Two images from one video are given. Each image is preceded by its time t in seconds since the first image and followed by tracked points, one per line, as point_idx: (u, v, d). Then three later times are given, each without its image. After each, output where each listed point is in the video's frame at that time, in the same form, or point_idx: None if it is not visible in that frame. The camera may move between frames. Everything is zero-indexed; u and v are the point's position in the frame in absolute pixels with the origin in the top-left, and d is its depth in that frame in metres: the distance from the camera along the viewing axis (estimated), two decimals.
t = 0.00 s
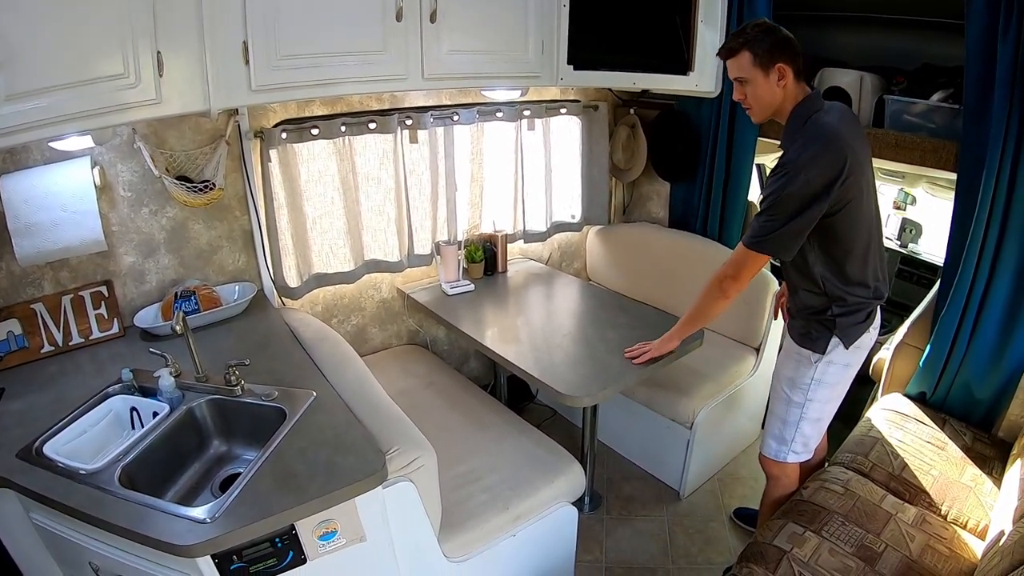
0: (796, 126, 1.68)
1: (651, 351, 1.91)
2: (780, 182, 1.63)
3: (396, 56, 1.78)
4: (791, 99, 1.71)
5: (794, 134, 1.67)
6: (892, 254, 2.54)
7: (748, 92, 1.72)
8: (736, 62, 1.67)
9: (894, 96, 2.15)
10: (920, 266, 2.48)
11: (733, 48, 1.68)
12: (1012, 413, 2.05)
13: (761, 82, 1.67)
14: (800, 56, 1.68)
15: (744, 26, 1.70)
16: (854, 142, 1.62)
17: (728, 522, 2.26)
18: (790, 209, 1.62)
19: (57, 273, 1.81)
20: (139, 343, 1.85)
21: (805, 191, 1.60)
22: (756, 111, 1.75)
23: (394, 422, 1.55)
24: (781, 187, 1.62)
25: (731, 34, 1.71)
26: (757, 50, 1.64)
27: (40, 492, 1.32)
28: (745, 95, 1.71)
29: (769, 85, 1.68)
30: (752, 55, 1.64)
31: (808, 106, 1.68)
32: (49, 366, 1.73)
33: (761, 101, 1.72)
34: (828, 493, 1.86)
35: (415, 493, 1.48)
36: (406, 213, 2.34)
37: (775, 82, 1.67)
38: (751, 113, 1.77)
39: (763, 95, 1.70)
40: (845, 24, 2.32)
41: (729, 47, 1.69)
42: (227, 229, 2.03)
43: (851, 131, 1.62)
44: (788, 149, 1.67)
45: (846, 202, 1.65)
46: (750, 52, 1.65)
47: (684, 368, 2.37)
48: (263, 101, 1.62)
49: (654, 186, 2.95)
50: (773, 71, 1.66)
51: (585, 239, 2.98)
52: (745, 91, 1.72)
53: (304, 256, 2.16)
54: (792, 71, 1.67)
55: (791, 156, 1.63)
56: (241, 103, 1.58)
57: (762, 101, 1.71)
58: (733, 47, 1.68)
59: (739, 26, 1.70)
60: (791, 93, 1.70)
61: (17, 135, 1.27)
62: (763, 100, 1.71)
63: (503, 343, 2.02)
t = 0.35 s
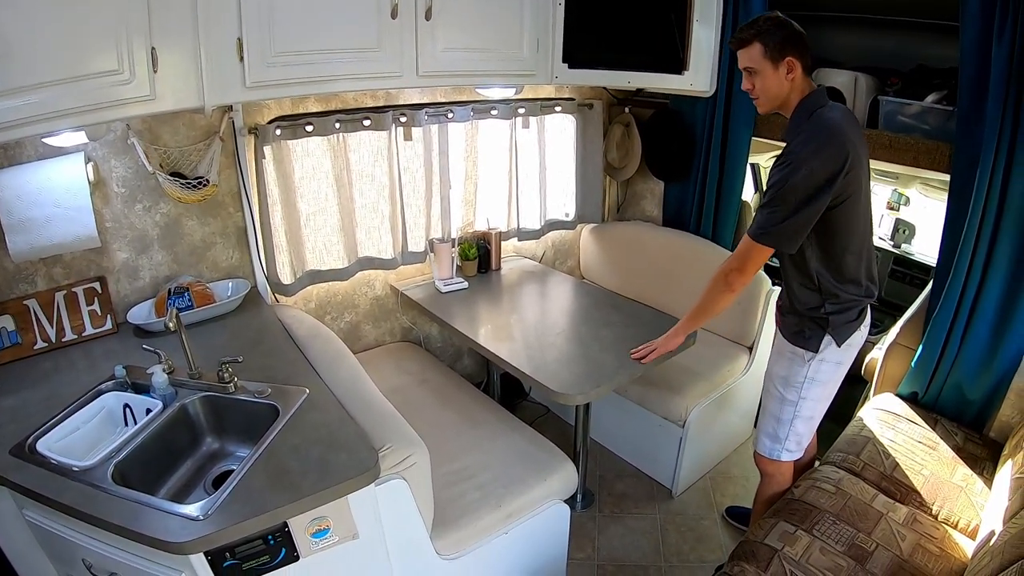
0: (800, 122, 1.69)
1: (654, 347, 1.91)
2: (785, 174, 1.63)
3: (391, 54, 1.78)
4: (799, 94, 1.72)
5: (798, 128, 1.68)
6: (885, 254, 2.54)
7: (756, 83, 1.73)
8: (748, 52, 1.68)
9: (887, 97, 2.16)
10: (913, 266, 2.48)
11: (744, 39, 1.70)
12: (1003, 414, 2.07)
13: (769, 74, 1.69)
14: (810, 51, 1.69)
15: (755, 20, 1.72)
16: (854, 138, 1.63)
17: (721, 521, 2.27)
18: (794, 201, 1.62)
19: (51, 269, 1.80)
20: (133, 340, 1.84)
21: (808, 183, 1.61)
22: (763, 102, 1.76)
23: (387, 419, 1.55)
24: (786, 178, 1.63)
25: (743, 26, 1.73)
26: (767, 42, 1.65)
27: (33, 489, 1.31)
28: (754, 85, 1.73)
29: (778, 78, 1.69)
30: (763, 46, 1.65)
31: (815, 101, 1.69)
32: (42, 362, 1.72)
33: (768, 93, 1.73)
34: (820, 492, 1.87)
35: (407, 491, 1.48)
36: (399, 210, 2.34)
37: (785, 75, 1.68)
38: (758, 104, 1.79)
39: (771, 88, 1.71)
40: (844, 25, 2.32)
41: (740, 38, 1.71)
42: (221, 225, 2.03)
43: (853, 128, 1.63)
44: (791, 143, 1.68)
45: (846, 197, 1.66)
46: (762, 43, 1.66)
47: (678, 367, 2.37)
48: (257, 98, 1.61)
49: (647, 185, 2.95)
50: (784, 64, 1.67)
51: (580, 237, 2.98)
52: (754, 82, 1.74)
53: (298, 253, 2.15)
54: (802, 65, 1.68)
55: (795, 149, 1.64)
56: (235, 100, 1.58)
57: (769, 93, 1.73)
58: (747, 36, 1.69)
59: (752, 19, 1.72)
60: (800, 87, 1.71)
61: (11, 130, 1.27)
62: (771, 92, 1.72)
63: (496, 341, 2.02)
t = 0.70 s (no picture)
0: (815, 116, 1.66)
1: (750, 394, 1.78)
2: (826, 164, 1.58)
3: (384, 52, 1.78)
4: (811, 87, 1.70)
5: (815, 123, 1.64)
6: (878, 254, 2.57)
7: (772, 73, 1.69)
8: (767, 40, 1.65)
9: (882, 97, 2.13)
10: (906, 266, 2.49)
11: (761, 29, 1.66)
12: (995, 413, 2.10)
13: (787, 64, 1.65)
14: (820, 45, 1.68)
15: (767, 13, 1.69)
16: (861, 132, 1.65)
17: (713, 519, 2.27)
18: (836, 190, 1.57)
19: (44, 267, 1.79)
20: (125, 337, 1.84)
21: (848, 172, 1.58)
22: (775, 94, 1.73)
23: (378, 416, 1.55)
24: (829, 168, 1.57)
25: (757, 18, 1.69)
26: (786, 32, 1.63)
27: (25, 486, 1.31)
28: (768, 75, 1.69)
29: (793, 69, 1.66)
30: (782, 35, 1.63)
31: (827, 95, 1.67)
32: (35, 360, 1.72)
33: (782, 84, 1.70)
34: (812, 491, 1.87)
35: (399, 489, 1.48)
36: (393, 208, 2.33)
37: (800, 66, 1.66)
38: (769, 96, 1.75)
39: (786, 79, 1.68)
40: (843, 25, 2.32)
41: (756, 28, 1.67)
42: (214, 222, 2.02)
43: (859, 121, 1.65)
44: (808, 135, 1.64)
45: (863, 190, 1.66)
46: (783, 33, 1.63)
47: (672, 366, 2.37)
48: (250, 95, 1.61)
49: (641, 183, 2.96)
50: (800, 55, 1.64)
51: (573, 235, 2.98)
52: (768, 72, 1.70)
53: (290, 251, 2.15)
54: (816, 58, 1.67)
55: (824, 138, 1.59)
56: (228, 97, 1.58)
57: (783, 84, 1.69)
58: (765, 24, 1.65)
59: (764, 11, 1.69)
60: (812, 79, 1.69)
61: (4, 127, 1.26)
62: (785, 83, 1.69)
63: (489, 339, 2.02)
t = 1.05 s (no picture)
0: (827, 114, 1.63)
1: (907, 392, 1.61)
2: (869, 162, 1.56)
3: (378, 51, 1.78)
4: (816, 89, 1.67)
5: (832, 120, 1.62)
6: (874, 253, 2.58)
7: (788, 75, 1.62)
8: (787, 41, 1.57)
9: (876, 96, 2.12)
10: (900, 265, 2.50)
11: (779, 30, 1.57)
12: (989, 412, 2.12)
13: (805, 65, 1.60)
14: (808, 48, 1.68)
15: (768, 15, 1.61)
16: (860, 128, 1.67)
17: (708, 517, 2.28)
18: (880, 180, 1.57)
19: (38, 266, 1.78)
20: (119, 337, 1.84)
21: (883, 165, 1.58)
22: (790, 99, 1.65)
23: (372, 415, 1.55)
24: (873, 161, 1.56)
25: (762, 20, 1.60)
26: (802, 32, 1.58)
27: (19, 486, 1.31)
28: (787, 78, 1.61)
29: (808, 70, 1.62)
30: (800, 34, 1.57)
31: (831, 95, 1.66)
32: (29, 360, 1.71)
33: (799, 87, 1.63)
34: (807, 489, 1.88)
35: (393, 488, 1.48)
36: (387, 207, 2.33)
37: (812, 66, 1.62)
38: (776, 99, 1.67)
39: (803, 80, 1.62)
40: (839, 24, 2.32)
41: (773, 28, 1.57)
42: (208, 222, 2.02)
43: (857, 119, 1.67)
44: (832, 133, 1.60)
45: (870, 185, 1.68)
46: (798, 32, 1.57)
47: (667, 364, 2.38)
48: (245, 94, 1.61)
49: (635, 182, 2.96)
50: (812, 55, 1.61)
51: (568, 235, 2.98)
52: (784, 76, 1.62)
53: (285, 250, 2.14)
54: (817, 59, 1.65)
55: (857, 136, 1.56)
56: (223, 96, 1.57)
57: (801, 86, 1.63)
58: (778, 26, 1.58)
59: (765, 13, 1.61)
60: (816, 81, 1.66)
61: None
62: (801, 85, 1.63)
63: (483, 338, 2.02)
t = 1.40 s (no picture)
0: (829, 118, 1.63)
1: (923, 390, 1.74)
2: (876, 165, 1.57)
3: (376, 50, 1.78)
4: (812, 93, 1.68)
5: (835, 121, 1.62)
6: (871, 252, 2.58)
7: (799, 79, 1.60)
8: (801, 45, 1.56)
9: (874, 96, 2.12)
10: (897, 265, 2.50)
11: (793, 33, 1.55)
12: (986, 411, 2.14)
13: (812, 69, 1.60)
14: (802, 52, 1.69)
15: (774, 17, 1.60)
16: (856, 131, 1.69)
17: (706, 517, 2.28)
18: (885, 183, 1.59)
19: (35, 265, 1.78)
20: (116, 336, 1.83)
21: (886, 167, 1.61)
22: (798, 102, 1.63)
23: (369, 414, 1.54)
24: (880, 163, 1.58)
25: (773, 23, 1.58)
26: (812, 36, 1.57)
27: (16, 485, 1.30)
28: (799, 81, 1.60)
29: (813, 74, 1.62)
30: (812, 39, 1.57)
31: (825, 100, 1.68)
32: (25, 359, 1.71)
33: (806, 91, 1.63)
34: (804, 488, 1.88)
35: (391, 487, 1.48)
36: (385, 206, 2.33)
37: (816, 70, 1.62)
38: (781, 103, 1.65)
39: (809, 84, 1.62)
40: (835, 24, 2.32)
41: (788, 32, 1.55)
42: (205, 221, 2.01)
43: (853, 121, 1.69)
44: (838, 135, 1.60)
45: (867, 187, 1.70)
46: (809, 36, 1.57)
47: (664, 364, 2.38)
48: (242, 93, 1.61)
49: (633, 182, 2.96)
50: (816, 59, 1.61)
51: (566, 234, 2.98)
52: (796, 79, 1.60)
53: (282, 249, 2.14)
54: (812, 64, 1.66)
55: (863, 138, 1.58)
56: (221, 94, 1.57)
57: (808, 90, 1.62)
58: (794, 29, 1.55)
59: (774, 17, 1.59)
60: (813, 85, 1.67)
61: None
62: (808, 90, 1.63)
63: (481, 337, 2.02)
